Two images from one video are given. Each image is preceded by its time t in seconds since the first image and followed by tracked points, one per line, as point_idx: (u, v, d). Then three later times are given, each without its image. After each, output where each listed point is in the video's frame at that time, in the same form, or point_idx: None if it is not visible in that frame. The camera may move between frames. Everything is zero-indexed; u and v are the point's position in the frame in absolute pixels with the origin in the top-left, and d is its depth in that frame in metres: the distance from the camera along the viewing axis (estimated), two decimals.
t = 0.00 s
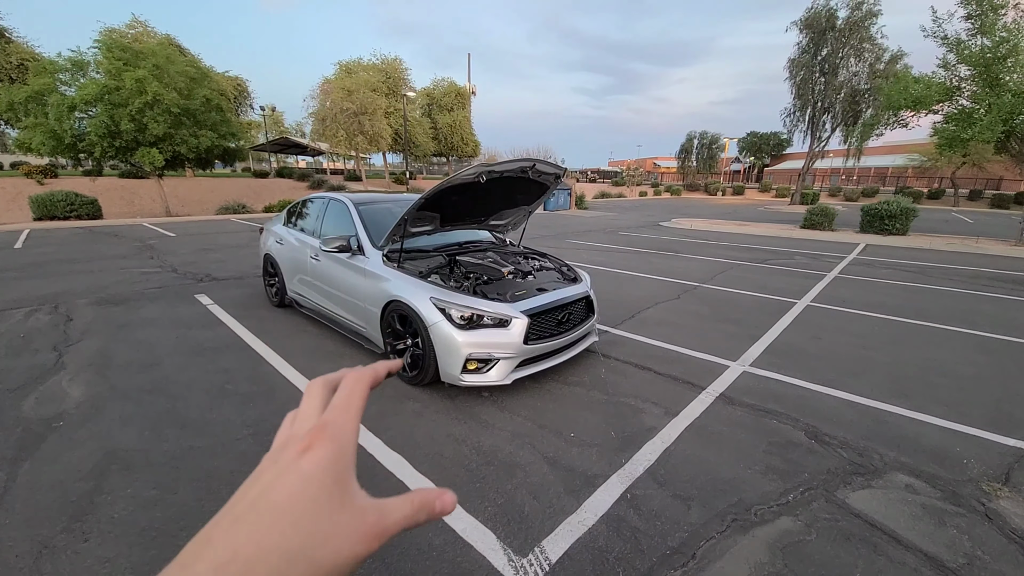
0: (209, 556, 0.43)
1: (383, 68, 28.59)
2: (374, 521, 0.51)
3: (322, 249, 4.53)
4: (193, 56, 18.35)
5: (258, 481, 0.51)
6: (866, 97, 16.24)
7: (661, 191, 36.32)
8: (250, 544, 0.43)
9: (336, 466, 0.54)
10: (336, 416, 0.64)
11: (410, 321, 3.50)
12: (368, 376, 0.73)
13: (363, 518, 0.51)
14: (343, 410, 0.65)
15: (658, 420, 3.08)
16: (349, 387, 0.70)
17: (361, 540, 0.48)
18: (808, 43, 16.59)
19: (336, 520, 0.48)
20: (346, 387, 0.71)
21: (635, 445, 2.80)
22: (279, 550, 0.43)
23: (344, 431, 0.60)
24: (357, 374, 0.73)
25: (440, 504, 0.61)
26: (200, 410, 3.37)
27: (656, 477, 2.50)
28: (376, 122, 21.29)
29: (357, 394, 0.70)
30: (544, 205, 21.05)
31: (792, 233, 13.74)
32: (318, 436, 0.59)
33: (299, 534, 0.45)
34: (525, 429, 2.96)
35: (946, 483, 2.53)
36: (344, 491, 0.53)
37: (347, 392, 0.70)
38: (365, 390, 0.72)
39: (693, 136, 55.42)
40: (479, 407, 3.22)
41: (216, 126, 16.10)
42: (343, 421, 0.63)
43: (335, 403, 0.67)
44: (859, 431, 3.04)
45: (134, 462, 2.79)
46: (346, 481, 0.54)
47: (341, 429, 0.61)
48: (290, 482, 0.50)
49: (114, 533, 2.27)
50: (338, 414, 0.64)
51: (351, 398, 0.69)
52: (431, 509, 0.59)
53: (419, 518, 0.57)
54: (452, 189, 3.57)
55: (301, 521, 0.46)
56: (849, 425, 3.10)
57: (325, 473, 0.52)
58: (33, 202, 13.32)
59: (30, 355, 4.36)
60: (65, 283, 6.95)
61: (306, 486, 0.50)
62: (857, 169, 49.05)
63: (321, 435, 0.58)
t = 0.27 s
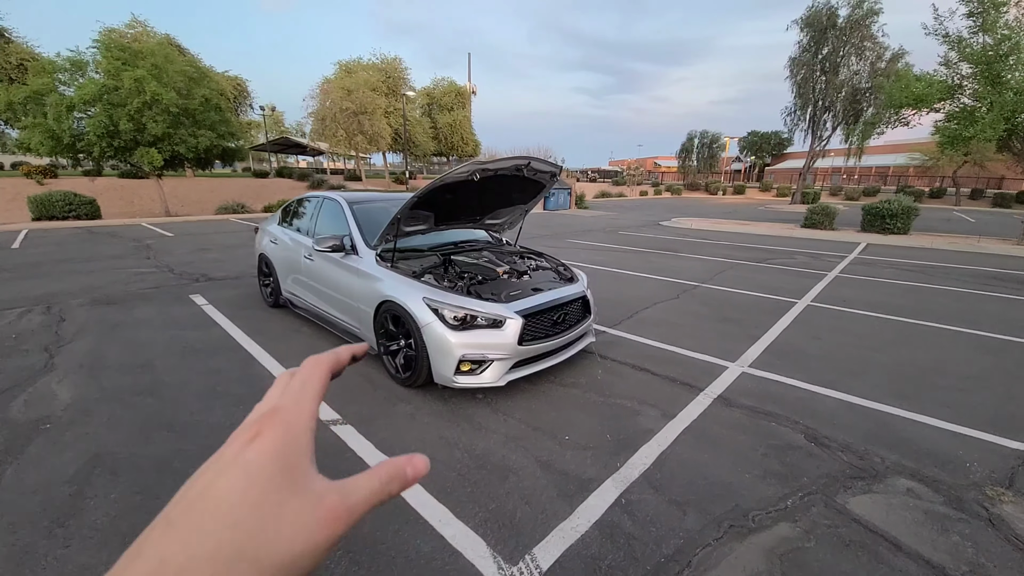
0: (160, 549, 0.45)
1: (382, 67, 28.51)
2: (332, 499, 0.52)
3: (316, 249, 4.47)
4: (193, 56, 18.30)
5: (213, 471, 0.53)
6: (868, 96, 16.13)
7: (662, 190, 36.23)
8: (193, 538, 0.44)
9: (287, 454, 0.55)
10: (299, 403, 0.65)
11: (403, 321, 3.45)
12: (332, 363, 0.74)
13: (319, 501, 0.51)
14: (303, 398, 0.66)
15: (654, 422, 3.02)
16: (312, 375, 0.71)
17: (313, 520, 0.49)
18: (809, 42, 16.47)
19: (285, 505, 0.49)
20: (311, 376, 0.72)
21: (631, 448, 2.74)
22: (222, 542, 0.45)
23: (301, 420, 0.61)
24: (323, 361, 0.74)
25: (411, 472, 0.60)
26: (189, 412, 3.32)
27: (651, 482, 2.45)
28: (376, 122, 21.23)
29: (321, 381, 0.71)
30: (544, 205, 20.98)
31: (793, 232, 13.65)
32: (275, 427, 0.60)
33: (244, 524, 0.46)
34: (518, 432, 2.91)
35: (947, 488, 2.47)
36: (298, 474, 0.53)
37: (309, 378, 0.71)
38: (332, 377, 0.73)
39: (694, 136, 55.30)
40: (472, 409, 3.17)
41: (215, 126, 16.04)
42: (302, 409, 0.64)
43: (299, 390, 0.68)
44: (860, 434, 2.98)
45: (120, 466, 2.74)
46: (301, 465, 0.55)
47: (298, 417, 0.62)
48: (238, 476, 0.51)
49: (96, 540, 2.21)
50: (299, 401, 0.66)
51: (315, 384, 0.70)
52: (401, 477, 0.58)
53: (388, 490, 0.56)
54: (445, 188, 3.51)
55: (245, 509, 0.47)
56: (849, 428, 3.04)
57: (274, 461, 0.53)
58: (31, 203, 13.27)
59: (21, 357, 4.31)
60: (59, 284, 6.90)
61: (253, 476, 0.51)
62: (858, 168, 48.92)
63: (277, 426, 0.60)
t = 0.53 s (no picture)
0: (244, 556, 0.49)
1: (386, 67, 28.50)
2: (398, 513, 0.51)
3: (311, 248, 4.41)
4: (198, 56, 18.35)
5: (287, 476, 0.56)
6: (875, 93, 15.90)
7: (666, 189, 36.00)
8: (269, 552, 0.47)
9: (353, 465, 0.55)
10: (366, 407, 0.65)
11: (395, 321, 3.38)
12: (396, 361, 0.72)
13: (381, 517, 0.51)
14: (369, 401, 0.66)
15: (652, 426, 2.93)
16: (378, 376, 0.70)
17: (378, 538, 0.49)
18: (815, 39, 16.27)
19: (347, 522, 0.50)
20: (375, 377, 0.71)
21: (626, 452, 2.65)
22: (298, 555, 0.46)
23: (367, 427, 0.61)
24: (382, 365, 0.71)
25: (475, 495, 0.55)
26: (178, 414, 3.26)
27: (647, 488, 2.36)
28: (379, 121, 21.20)
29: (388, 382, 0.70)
30: (547, 204, 20.87)
31: (799, 232, 13.48)
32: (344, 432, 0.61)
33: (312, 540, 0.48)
34: (511, 435, 2.83)
35: (957, 496, 2.37)
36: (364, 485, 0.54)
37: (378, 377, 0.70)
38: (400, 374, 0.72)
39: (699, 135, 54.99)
40: (464, 411, 3.09)
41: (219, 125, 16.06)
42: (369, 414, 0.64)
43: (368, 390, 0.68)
44: (865, 439, 2.87)
45: (104, 468, 2.68)
46: (365, 477, 0.55)
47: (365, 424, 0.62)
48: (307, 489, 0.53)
49: (73, 543, 2.15)
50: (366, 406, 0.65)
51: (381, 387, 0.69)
52: (469, 496, 0.55)
53: (454, 508, 0.54)
54: (439, 185, 3.44)
55: (315, 520, 0.49)
56: (853, 433, 2.93)
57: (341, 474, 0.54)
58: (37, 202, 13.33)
59: (13, 355, 4.27)
60: (58, 283, 6.87)
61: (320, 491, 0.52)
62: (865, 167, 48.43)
63: (343, 434, 0.60)
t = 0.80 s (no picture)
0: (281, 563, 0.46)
1: (403, 68, 28.71)
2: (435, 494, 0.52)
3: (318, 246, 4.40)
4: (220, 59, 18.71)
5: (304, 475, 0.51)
6: (902, 91, 15.37)
7: (683, 189, 35.49)
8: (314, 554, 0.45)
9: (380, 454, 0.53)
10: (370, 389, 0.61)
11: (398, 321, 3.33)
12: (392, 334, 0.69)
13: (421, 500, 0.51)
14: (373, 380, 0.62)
15: (658, 433, 2.83)
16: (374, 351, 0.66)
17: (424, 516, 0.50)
18: (839, 35, 15.87)
19: (392, 512, 0.49)
20: (370, 356, 0.66)
21: (631, 460, 2.56)
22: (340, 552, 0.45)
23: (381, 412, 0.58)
24: (377, 339, 0.67)
25: (492, 456, 0.59)
26: (183, 411, 3.27)
27: (651, 499, 2.26)
28: (394, 122, 21.32)
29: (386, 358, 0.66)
30: (561, 204, 20.73)
31: (820, 233, 13.13)
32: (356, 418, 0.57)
33: (361, 534, 0.46)
34: (512, 439, 2.76)
35: (984, 516, 2.22)
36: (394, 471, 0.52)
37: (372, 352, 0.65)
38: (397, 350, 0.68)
39: (718, 134, 54.05)
40: (466, 414, 3.03)
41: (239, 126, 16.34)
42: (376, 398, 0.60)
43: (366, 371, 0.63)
44: (885, 452, 2.73)
45: (106, 465, 2.68)
46: (394, 464, 0.53)
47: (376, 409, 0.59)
48: (336, 485, 0.50)
49: (70, 540, 2.14)
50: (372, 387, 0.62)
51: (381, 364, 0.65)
52: (488, 462, 0.58)
53: (477, 476, 0.57)
54: (444, 183, 3.38)
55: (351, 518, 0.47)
56: (873, 445, 2.79)
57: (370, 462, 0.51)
58: (65, 201, 13.73)
59: (30, 350, 4.35)
60: (79, 280, 7.02)
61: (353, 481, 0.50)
62: (892, 167, 47.03)
63: (358, 421, 0.57)
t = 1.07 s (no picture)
0: None
1: (429, 69, 28.97)
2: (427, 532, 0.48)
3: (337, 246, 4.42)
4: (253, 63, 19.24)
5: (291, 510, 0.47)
6: (945, 87, 14.62)
7: (709, 191, 34.77)
8: None
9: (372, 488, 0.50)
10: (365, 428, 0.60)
11: (412, 322, 3.30)
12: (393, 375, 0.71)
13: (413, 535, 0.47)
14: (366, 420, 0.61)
15: (677, 443, 2.72)
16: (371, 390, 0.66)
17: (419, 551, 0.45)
18: (878, 30, 15.30)
19: (382, 543, 0.44)
20: (363, 390, 0.66)
21: (647, 471, 2.46)
22: None
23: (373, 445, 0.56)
24: (369, 372, 0.68)
25: (486, 489, 0.57)
26: (202, 407, 3.31)
27: (666, 513, 2.16)
28: (418, 123, 21.50)
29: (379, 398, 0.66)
30: (584, 204, 20.55)
31: (855, 236, 12.62)
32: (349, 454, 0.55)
33: (351, 559, 0.41)
34: (524, 445, 2.69)
35: None
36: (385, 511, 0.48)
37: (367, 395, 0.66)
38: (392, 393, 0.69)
39: (747, 134, 52.70)
40: (478, 417, 2.98)
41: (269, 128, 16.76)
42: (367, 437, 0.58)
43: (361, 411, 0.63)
44: (923, 471, 2.55)
45: (126, 458, 2.72)
46: (382, 500, 0.50)
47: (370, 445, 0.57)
48: (323, 512, 0.46)
49: (87, 533, 2.17)
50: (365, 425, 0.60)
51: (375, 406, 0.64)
52: (481, 497, 0.56)
53: (472, 511, 0.53)
54: (460, 183, 3.34)
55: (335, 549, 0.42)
56: (909, 463, 2.61)
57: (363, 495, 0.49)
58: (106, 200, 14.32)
59: (64, 342, 4.50)
60: (114, 275, 7.27)
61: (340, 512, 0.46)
62: (933, 167, 44.94)
63: (350, 454, 0.55)
